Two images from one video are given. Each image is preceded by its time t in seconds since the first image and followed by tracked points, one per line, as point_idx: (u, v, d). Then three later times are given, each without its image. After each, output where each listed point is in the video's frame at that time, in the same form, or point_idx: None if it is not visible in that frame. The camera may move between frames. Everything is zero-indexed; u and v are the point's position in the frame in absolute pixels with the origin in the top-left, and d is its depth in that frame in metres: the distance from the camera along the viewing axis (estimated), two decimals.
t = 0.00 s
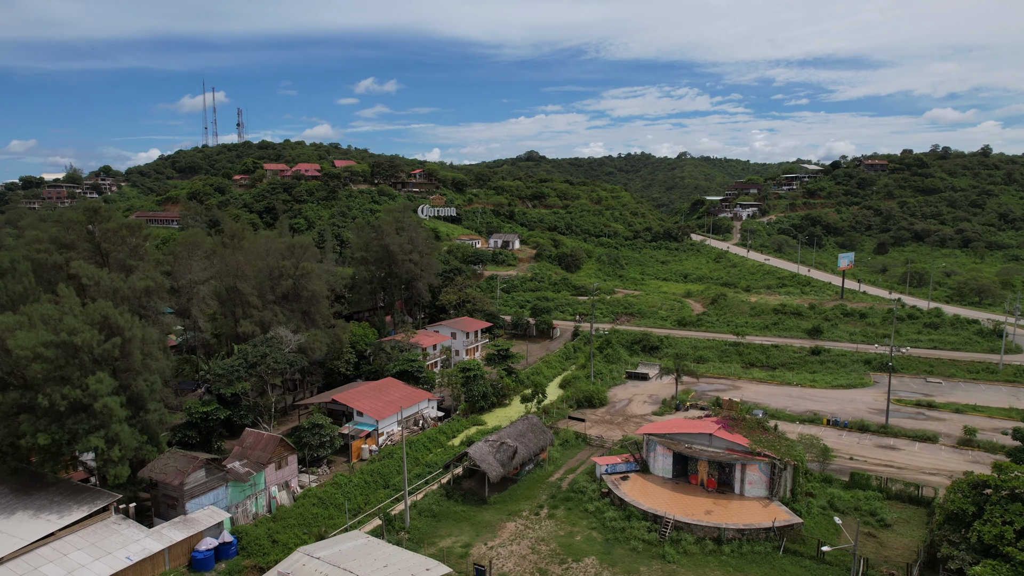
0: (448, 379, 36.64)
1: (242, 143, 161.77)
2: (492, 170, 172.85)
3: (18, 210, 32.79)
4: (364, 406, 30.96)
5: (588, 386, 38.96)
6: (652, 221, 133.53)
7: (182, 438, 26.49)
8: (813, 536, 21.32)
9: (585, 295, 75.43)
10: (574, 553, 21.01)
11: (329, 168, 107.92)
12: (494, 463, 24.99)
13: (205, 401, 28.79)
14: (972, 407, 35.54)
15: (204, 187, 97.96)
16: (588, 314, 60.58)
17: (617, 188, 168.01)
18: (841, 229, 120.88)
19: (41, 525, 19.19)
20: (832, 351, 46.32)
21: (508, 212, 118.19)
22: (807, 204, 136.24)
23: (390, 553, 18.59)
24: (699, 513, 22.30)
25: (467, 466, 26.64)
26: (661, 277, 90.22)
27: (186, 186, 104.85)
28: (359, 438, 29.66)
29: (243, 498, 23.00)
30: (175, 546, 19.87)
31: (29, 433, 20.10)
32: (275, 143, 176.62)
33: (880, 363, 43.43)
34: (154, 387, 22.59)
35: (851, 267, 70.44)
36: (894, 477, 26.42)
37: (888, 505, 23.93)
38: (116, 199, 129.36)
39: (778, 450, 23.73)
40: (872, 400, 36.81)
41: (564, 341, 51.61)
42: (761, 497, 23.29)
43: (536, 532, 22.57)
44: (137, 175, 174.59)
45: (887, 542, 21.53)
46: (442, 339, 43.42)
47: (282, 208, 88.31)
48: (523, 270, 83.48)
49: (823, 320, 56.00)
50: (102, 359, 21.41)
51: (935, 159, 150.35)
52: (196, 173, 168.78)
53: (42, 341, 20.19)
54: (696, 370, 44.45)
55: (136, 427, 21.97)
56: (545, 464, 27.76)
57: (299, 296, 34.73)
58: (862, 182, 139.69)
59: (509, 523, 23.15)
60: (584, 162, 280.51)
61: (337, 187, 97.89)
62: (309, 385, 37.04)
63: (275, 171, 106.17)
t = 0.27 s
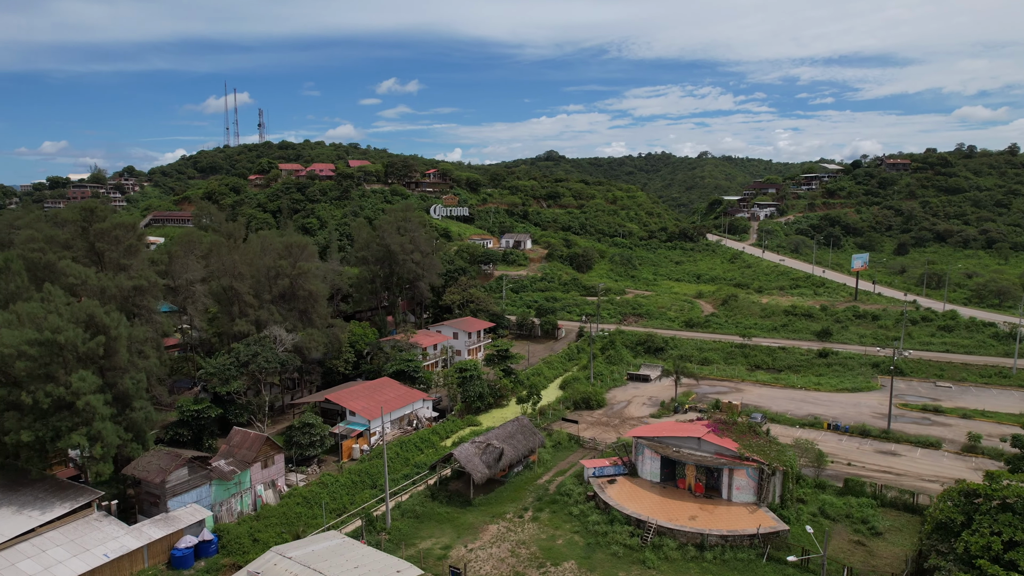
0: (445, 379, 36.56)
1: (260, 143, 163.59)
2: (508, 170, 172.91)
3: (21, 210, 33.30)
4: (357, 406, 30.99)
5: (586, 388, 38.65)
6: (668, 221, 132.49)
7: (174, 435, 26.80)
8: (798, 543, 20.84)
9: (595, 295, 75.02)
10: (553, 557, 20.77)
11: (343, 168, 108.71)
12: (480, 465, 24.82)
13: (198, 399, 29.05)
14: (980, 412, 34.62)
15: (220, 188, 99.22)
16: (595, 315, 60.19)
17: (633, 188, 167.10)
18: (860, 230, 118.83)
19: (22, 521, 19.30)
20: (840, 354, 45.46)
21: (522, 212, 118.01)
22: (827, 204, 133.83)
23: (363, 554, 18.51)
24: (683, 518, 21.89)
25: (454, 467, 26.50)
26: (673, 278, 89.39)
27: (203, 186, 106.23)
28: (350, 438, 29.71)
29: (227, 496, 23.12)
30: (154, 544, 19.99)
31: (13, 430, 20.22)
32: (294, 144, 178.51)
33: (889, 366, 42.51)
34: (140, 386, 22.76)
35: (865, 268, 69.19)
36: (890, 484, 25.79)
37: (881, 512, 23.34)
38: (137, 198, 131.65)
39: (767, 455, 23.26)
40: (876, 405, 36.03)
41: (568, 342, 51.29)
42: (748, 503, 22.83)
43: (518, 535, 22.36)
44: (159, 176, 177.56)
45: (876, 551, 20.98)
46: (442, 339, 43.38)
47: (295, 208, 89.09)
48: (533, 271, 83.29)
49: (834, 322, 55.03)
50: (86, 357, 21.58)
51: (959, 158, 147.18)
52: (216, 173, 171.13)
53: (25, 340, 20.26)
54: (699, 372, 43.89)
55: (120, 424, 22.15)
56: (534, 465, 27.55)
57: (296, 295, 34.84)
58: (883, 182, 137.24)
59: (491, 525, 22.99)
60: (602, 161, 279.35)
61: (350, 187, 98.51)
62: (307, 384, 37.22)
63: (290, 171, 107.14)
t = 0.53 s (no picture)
0: (442, 380, 36.48)
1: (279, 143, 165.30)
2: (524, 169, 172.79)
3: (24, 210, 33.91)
4: (350, 406, 31.01)
5: (585, 389, 38.34)
6: (684, 221, 131.34)
7: (165, 433, 27.07)
8: (783, 551, 20.37)
9: (605, 295, 74.53)
10: (532, 561, 20.55)
11: (358, 168, 109.42)
12: (465, 466, 24.65)
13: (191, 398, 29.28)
14: (988, 418, 33.70)
15: (236, 187, 100.41)
16: (602, 316, 59.77)
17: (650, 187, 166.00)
18: (881, 230, 116.65)
19: (5, 517, 19.45)
20: (848, 356, 44.60)
21: (536, 212, 117.73)
22: (847, 204, 130.99)
23: (336, 555, 18.43)
24: (666, 523, 21.52)
25: (442, 468, 26.37)
26: (686, 278, 88.47)
27: (219, 186, 107.55)
28: (342, 437, 29.73)
29: (212, 494, 23.26)
30: (134, 541, 20.13)
31: None
32: (313, 144, 180.15)
33: (897, 370, 41.60)
34: (126, 384, 22.99)
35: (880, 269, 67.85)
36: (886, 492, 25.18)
37: (873, 520, 22.77)
38: (157, 198, 133.73)
39: (756, 459, 22.79)
40: (881, 409, 35.25)
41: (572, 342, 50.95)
42: (735, 508, 22.38)
43: (499, 537, 22.17)
44: (181, 176, 180.32)
45: (864, 560, 20.46)
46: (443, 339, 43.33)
47: (308, 208, 89.82)
48: (544, 271, 83.05)
49: (845, 324, 54.02)
50: (72, 355, 21.78)
51: (985, 157, 143.89)
52: (236, 173, 173.37)
53: (10, 338, 20.46)
54: (701, 375, 43.32)
55: (105, 422, 22.39)
56: (523, 467, 27.33)
57: (293, 294, 34.95)
58: (905, 181, 134.67)
59: (474, 528, 22.83)
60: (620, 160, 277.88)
61: (364, 187, 99.07)
62: (305, 383, 37.38)
63: (305, 171, 107.99)
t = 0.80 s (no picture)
0: (438, 380, 36.40)
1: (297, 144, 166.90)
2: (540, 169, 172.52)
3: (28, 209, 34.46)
4: (342, 405, 31.05)
5: (583, 390, 38.00)
6: (700, 221, 130.10)
7: (157, 431, 27.33)
8: (766, 559, 19.93)
9: (614, 295, 74.00)
10: (510, 564, 20.35)
11: (371, 168, 110.06)
12: (450, 468, 24.53)
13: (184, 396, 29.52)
14: (996, 424, 32.77)
15: (251, 187, 101.55)
16: (609, 316, 59.32)
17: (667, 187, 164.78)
18: (901, 231, 114.38)
19: None
20: (855, 359, 43.75)
21: (549, 212, 117.38)
22: (867, 204, 129.36)
23: (309, 555, 18.45)
24: (648, 528, 21.18)
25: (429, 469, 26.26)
26: (699, 279, 87.56)
27: (236, 186, 108.83)
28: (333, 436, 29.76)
29: (197, 492, 23.41)
30: (115, 538, 20.28)
31: None
32: (331, 144, 181.66)
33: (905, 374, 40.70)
34: (113, 381, 23.23)
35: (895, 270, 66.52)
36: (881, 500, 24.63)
37: (864, 528, 22.21)
38: (176, 198, 136.33)
39: (743, 464, 22.35)
40: (885, 414, 34.45)
41: (576, 343, 50.65)
42: (720, 514, 21.96)
43: (480, 540, 22.02)
44: (202, 176, 182.96)
45: (850, 569, 19.94)
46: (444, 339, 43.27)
47: (321, 208, 90.48)
48: (554, 271, 82.76)
49: (856, 326, 52.99)
50: (58, 353, 22.00)
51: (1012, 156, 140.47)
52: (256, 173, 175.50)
53: None
54: (704, 377, 42.77)
55: (91, 419, 22.65)
56: (512, 469, 27.13)
57: (290, 293, 35.11)
58: (928, 181, 131.97)
59: (455, 529, 22.71)
60: (639, 160, 276.24)
61: (377, 187, 99.61)
62: (303, 382, 37.55)
63: (319, 171, 108.84)
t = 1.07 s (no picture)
0: (435, 380, 36.31)
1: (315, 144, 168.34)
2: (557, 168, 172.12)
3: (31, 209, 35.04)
4: (335, 404, 31.08)
5: (582, 392, 37.67)
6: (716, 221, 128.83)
7: (151, 428, 27.61)
8: (747, 566, 19.52)
9: (624, 296, 73.44)
10: (487, 567, 20.20)
11: (385, 168, 110.66)
12: (435, 469, 24.42)
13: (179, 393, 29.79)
14: (1004, 430, 31.84)
15: (266, 187, 102.69)
16: (616, 317, 58.86)
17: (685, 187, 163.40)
18: (923, 231, 112.03)
19: None
20: (862, 362, 42.86)
21: (563, 211, 116.97)
22: (887, 204, 126.90)
23: (282, 555, 18.51)
24: (629, 533, 20.87)
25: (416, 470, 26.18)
26: (712, 279, 86.58)
27: (252, 186, 110.04)
28: (325, 435, 29.80)
29: (182, 490, 23.54)
30: (96, 534, 20.45)
31: None
32: (349, 145, 183.04)
33: (913, 378, 39.88)
34: (102, 379, 23.47)
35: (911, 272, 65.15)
36: (875, 507, 24.06)
37: (853, 536, 21.67)
38: (195, 198, 138.31)
39: (729, 469, 21.92)
40: (889, 419, 33.64)
41: (579, 344, 50.29)
42: (705, 519, 21.56)
43: (461, 542, 21.88)
44: (222, 176, 185.45)
45: None
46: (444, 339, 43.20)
47: (334, 208, 91.11)
48: (564, 271, 82.45)
49: (867, 329, 51.96)
50: (45, 350, 22.23)
51: None
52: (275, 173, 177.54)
53: None
54: (707, 379, 42.20)
55: (78, 416, 22.88)
56: (500, 471, 26.93)
57: (288, 293, 35.30)
58: (951, 180, 129.15)
59: (437, 531, 22.61)
60: (658, 159, 274.32)
61: (390, 187, 100.06)
62: (301, 380, 37.74)
63: (334, 171, 109.59)
